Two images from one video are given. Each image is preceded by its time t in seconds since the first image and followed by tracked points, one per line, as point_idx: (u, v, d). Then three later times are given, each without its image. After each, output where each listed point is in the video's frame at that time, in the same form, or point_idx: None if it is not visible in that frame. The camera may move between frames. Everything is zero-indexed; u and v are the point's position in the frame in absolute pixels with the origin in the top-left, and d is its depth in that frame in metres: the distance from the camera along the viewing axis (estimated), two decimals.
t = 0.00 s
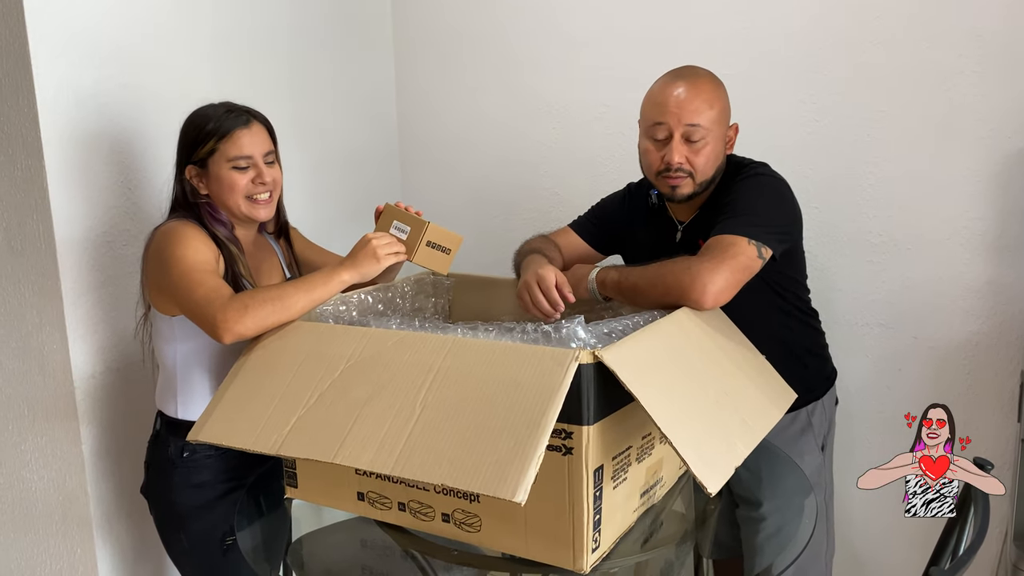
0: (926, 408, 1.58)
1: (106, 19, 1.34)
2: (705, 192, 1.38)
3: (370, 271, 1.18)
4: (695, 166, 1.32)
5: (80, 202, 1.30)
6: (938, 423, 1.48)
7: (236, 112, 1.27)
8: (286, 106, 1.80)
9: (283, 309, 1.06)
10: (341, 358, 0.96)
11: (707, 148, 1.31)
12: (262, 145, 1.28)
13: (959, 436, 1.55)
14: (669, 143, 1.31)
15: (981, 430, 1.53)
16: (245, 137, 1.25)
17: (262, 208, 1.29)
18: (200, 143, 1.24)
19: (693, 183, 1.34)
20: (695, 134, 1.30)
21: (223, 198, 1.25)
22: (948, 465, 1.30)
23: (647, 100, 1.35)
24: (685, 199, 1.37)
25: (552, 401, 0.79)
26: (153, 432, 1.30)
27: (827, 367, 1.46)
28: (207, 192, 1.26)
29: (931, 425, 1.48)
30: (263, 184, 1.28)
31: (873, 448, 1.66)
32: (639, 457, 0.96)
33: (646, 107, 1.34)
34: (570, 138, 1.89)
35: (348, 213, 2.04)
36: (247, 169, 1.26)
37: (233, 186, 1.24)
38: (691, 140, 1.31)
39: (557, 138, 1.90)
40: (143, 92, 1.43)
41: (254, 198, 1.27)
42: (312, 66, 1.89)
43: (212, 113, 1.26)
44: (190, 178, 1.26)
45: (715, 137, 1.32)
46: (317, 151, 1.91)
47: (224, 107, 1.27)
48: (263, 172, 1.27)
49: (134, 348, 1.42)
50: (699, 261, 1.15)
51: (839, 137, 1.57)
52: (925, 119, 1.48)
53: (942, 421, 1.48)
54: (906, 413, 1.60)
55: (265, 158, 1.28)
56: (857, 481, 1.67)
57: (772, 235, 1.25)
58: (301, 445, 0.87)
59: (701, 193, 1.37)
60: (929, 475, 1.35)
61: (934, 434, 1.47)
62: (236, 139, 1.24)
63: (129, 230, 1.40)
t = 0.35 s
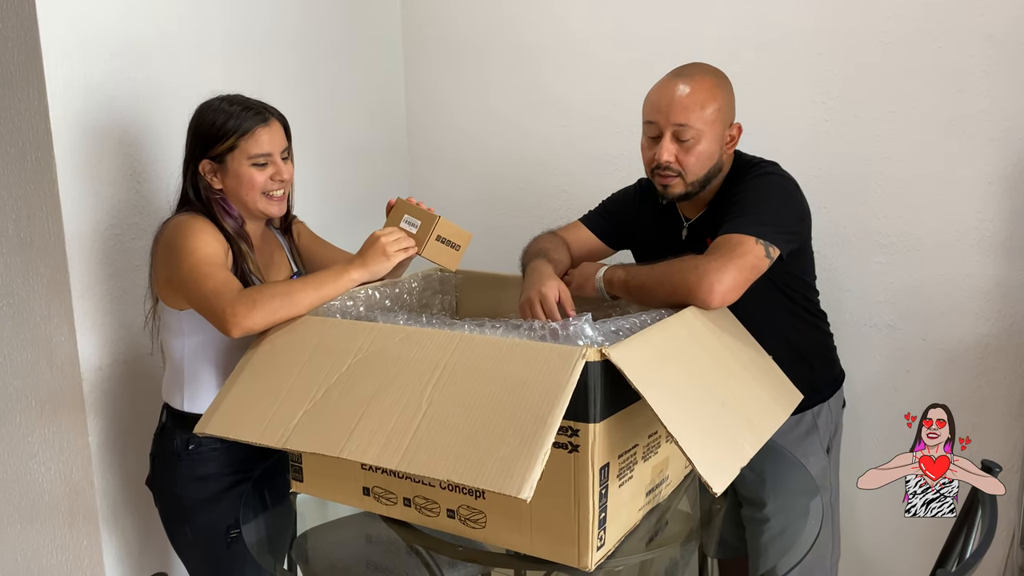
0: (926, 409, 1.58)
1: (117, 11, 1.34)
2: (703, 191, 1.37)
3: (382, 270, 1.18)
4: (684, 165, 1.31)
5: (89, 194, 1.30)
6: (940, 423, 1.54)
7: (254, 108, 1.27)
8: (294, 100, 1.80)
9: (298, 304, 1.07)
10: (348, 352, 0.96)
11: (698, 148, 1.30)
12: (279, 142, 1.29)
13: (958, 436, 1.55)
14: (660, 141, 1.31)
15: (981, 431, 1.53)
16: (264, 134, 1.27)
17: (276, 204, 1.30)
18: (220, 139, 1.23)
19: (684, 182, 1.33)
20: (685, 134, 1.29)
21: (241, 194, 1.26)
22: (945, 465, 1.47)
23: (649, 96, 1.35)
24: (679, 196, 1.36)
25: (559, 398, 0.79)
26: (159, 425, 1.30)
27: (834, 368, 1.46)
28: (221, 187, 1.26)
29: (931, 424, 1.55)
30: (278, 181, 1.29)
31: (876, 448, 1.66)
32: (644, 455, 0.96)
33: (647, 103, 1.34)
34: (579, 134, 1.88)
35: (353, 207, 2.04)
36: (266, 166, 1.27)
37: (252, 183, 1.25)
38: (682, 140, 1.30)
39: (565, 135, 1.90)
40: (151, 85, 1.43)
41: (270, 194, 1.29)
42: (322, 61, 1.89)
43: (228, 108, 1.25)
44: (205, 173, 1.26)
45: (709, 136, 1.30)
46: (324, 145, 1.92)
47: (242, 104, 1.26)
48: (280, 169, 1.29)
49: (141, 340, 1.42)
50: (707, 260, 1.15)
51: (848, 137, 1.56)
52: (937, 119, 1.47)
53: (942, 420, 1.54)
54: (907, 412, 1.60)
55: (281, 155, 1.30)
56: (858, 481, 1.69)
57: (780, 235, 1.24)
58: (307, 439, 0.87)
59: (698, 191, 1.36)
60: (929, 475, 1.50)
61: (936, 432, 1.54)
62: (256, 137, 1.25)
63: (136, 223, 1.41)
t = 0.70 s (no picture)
0: (926, 409, 1.58)
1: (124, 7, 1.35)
2: (720, 177, 1.38)
3: (387, 265, 1.19)
4: (707, 147, 1.32)
5: (94, 190, 1.30)
6: (940, 423, 1.54)
7: (258, 102, 1.28)
8: (299, 96, 1.80)
9: (306, 299, 1.07)
10: (351, 348, 0.96)
11: (716, 128, 1.32)
12: (285, 133, 1.30)
13: (959, 436, 1.55)
14: (678, 127, 1.32)
15: (982, 431, 1.53)
16: (270, 125, 1.27)
17: (287, 195, 1.31)
18: (228, 135, 1.24)
19: (708, 165, 1.34)
20: (703, 115, 1.31)
21: (254, 187, 1.26)
22: (946, 465, 1.49)
23: (649, 95, 1.37)
24: (701, 183, 1.36)
25: (562, 396, 0.79)
26: (164, 420, 1.30)
27: (838, 370, 1.46)
28: (233, 183, 1.27)
29: (930, 424, 1.55)
30: (288, 171, 1.30)
31: (878, 449, 1.66)
32: (647, 454, 0.96)
33: (650, 100, 1.36)
34: (584, 134, 1.88)
35: (357, 204, 2.04)
36: (275, 157, 1.28)
37: (264, 175, 1.26)
38: (699, 122, 1.32)
39: (570, 134, 1.90)
40: (157, 81, 1.43)
41: (281, 184, 1.29)
42: (327, 58, 1.89)
43: (232, 105, 1.26)
44: (214, 170, 1.26)
45: (722, 118, 1.33)
46: (329, 142, 1.92)
47: (244, 99, 1.27)
48: (288, 160, 1.30)
49: (146, 336, 1.43)
50: (711, 260, 1.16)
51: (853, 138, 1.56)
52: (941, 120, 1.47)
53: (942, 420, 1.54)
54: (907, 412, 1.60)
55: (288, 145, 1.31)
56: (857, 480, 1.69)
57: (784, 235, 1.24)
58: (309, 433, 0.87)
59: (716, 177, 1.37)
60: (930, 475, 1.50)
61: (936, 432, 1.54)
62: (263, 129, 1.26)
63: (141, 218, 1.41)
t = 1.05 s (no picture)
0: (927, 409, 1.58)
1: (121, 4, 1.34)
2: (709, 178, 1.38)
3: (386, 264, 1.18)
4: (696, 148, 1.32)
5: (92, 188, 1.30)
6: (940, 422, 1.56)
7: (258, 99, 1.28)
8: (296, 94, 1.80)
9: (303, 298, 1.07)
10: (349, 346, 0.96)
11: (707, 129, 1.33)
12: (285, 131, 1.30)
13: (958, 436, 1.56)
14: (669, 127, 1.32)
15: (982, 432, 1.53)
16: (271, 123, 1.27)
17: (286, 193, 1.31)
18: (227, 132, 1.24)
19: (697, 166, 1.34)
20: (694, 117, 1.32)
21: (253, 183, 1.26)
22: (946, 465, 1.52)
23: (643, 93, 1.37)
24: (690, 184, 1.36)
25: (560, 395, 0.79)
26: (164, 417, 1.30)
27: (835, 371, 1.46)
28: (231, 179, 1.27)
29: (930, 424, 1.57)
30: (288, 169, 1.30)
31: (877, 449, 1.66)
32: (644, 453, 0.96)
33: (644, 99, 1.36)
34: (582, 133, 1.88)
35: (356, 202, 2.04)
36: (274, 155, 1.28)
37: (263, 172, 1.26)
38: (690, 123, 1.32)
39: (568, 133, 1.90)
40: (156, 79, 1.43)
41: (279, 182, 1.29)
42: (326, 56, 1.89)
43: (232, 102, 1.26)
44: (213, 165, 1.26)
45: (714, 120, 1.33)
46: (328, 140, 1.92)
47: (244, 96, 1.27)
48: (288, 158, 1.30)
49: (146, 334, 1.43)
50: (708, 259, 1.16)
51: (851, 139, 1.56)
52: (939, 120, 1.47)
53: (942, 420, 1.55)
54: (907, 413, 1.60)
55: (287, 143, 1.31)
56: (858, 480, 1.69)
57: (779, 233, 1.24)
58: (306, 431, 0.87)
59: (705, 178, 1.37)
60: (930, 475, 1.54)
61: (936, 431, 1.56)
62: (263, 126, 1.26)
63: (140, 216, 1.41)
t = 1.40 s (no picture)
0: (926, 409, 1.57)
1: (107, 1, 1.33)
2: (699, 176, 1.37)
3: (377, 265, 1.16)
4: (686, 146, 1.32)
5: (79, 186, 1.29)
6: (939, 423, 1.53)
7: (247, 95, 1.27)
8: (287, 92, 1.79)
9: (290, 296, 1.06)
10: (336, 343, 0.95)
11: (697, 126, 1.32)
12: (274, 127, 1.29)
13: (958, 436, 1.55)
14: (659, 124, 1.32)
15: (981, 431, 1.52)
16: (260, 119, 1.26)
17: (274, 189, 1.30)
18: (216, 127, 1.22)
19: (686, 163, 1.33)
20: (684, 114, 1.31)
21: (241, 180, 1.25)
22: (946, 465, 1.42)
23: (635, 90, 1.37)
24: (679, 181, 1.36)
25: (548, 391, 0.78)
26: (153, 417, 1.29)
27: (828, 368, 1.46)
28: (219, 175, 1.25)
29: (930, 424, 1.53)
30: (276, 166, 1.29)
31: (874, 448, 1.65)
32: (635, 451, 0.96)
33: (636, 95, 1.36)
34: (575, 131, 1.88)
35: (348, 201, 2.03)
36: (263, 151, 1.27)
37: (252, 168, 1.25)
38: (680, 120, 1.31)
39: (561, 131, 1.90)
40: (143, 76, 1.42)
41: (268, 179, 1.28)
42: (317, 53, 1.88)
43: (221, 98, 1.25)
44: (201, 161, 1.24)
45: (705, 117, 1.33)
46: (319, 139, 1.91)
47: (233, 92, 1.26)
48: (277, 154, 1.29)
49: (137, 334, 1.42)
50: (699, 255, 1.15)
51: (844, 136, 1.56)
52: (932, 116, 1.47)
53: (942, 420, 1.52)
54: (907, 413, 1.60)
55: (276, 140, 1.30)
56: (858, 480, 1.67)
57: (770, 229, 1.24)
58: (290, 428, 0.86)
59: (695, 176, 1.36)
60: (929, 475, 1.44)
61: (935, 431, 1.53)
62: (252, 122, 1.25)
63: (128, 215, 1.40)
